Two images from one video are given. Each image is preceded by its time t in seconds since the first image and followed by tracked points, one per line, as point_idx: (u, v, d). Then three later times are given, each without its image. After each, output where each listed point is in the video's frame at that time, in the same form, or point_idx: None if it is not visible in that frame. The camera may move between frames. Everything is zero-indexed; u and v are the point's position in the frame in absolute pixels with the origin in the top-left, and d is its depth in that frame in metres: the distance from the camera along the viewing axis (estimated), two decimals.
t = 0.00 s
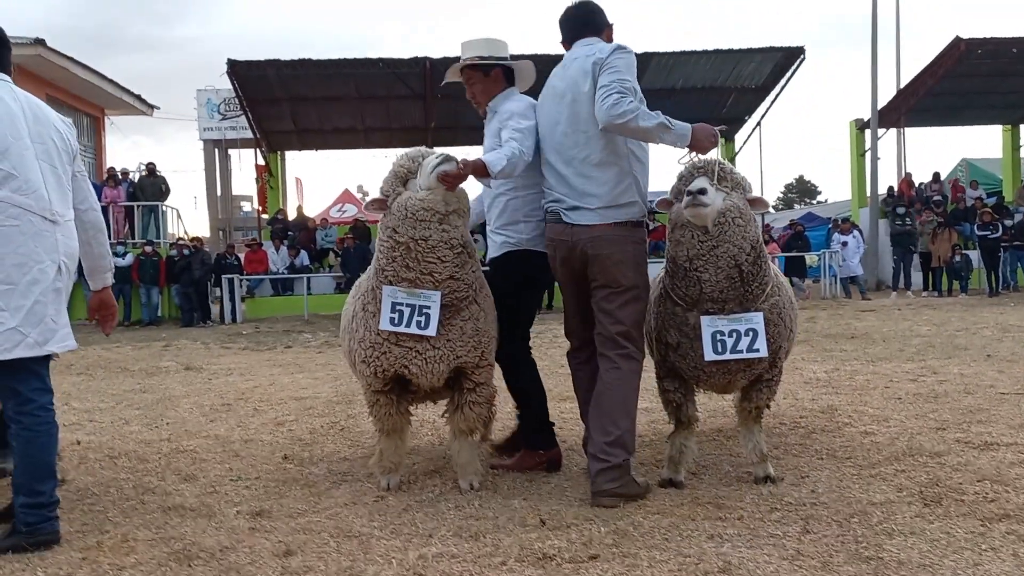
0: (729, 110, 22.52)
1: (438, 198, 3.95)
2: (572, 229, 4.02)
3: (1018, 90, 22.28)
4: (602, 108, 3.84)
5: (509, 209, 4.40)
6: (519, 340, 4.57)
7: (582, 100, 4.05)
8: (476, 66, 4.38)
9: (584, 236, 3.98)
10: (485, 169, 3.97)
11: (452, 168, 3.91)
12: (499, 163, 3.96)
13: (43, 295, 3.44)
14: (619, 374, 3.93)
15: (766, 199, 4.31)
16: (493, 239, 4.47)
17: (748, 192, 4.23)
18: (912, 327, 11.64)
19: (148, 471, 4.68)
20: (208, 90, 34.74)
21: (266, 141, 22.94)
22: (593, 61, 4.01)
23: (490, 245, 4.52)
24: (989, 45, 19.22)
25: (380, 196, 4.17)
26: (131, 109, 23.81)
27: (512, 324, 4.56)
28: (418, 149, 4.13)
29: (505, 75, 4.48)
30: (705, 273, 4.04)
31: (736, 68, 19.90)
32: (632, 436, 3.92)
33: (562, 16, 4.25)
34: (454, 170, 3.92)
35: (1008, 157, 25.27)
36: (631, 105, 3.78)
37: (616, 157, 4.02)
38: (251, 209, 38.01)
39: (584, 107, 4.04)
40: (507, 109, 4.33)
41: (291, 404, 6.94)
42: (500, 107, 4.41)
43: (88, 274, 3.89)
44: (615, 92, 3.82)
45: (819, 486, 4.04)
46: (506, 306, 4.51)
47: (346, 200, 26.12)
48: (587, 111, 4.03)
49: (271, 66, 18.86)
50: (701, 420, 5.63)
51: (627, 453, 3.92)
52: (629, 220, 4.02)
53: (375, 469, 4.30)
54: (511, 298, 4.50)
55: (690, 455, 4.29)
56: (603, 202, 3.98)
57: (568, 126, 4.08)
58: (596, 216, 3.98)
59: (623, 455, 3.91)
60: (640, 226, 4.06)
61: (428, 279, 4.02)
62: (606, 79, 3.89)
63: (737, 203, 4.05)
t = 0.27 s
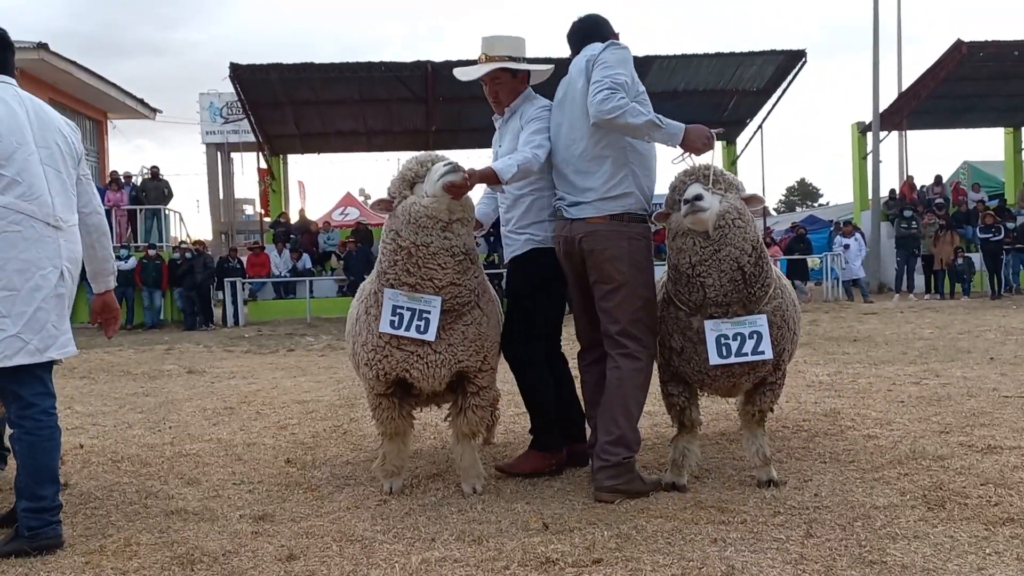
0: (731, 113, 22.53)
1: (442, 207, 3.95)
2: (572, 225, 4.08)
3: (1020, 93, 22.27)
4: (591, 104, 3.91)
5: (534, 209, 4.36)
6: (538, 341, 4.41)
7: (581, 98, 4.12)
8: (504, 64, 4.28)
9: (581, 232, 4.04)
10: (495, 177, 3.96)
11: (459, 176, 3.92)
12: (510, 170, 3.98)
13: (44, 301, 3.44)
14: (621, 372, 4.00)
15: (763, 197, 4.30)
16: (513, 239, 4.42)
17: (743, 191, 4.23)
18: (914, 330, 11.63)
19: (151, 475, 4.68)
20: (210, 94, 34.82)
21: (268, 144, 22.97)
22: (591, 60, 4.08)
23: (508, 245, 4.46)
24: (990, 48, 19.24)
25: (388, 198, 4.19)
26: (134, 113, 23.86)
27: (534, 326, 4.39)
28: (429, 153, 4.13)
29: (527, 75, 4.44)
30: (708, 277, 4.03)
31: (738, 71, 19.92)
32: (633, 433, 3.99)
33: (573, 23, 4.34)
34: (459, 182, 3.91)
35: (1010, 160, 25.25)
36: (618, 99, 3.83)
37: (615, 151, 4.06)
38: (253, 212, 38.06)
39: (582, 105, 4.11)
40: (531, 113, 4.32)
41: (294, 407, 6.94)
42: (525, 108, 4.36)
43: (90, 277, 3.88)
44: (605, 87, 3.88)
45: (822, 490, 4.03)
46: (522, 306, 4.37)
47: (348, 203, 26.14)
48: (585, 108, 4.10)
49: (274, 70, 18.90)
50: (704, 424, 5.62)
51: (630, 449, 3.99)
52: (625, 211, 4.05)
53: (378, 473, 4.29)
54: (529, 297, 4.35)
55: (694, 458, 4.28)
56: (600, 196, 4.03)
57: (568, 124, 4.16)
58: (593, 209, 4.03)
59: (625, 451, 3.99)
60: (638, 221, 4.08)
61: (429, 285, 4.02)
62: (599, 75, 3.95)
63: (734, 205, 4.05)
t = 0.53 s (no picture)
0: (731, 116, 22.55)
1: (447, 214, 3.95)
2: (584, 230, 4.10)
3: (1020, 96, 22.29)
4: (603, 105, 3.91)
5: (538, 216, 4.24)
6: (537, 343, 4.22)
7: (592, 100, 4.14)
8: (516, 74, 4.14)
9: (593, 237, 4.06)
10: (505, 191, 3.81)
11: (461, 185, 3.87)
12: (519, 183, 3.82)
13: (45, 304, 3.44)
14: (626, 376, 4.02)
15: (757, 200, 4.32)
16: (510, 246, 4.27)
17: (737, 194, 4.25)
18: (914, 332, 11.63)
19: (150, 478, 4.68)
20: (211, 96, 34.85)
21: (268, 147, 22.99)
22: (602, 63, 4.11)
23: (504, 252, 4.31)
24: (990, 51, 19.26)
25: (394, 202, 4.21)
26: (134, 115, 23.89)
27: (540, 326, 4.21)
28: (436, 158, 4.14)
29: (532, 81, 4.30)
30: (706, 282, 4.04)
31: (738, 74, 19.94)
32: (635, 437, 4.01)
33: (586, 26, 4.37)
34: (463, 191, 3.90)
35: (1010, 163, 25.25)
36: (631, 100, 3.84)
37: (627, 154, 4.07)
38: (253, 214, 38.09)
39: (593, 108, 4.13)
40: (543, 122, 4.19)
41: (294, 410, 6.93)
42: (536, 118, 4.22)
43: (93, 279, 3.89)
44: (617, 87, 3.88)
45: (822, 493, 4.03)
46: (521, 306, 4.19)
47: (348, 206, 26.16)
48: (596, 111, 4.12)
49: (274, 73, 18.93)
50: (705, 427, 5.62)
51: (630, 454, 4.00)
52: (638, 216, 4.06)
53: (378, 476, 4.29)
54: (531, 297, 4.18)
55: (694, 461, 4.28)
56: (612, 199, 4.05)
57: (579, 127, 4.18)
58: (605, 213, 4.05)
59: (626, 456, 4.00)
60: (650, 225, 4.09)
61: (432, 289, 4.02)
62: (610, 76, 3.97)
63: (730, 208, 4.06)
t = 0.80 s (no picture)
0: (730, 121, 22.58)
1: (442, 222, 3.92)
2: (588, 238, 4.15)
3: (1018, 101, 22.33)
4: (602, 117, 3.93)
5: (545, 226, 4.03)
6: (529, 351, 4.08)
7: (592, 109, 4.19)
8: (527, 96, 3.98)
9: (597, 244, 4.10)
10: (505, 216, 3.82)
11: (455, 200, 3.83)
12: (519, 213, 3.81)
13: (44, 309, 3.44)
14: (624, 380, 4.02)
15: (752, 207, 4.33)
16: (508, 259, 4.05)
17: (734, 202, 4.26)
18: (913, 337, 11.64)
19: (148, 482, 4.67)
20: (210, 101, 34.88)
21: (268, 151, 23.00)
22: (599, 71, 4.15)
23: (497, 265, 4.10)
24: (988, 56, 19.29)
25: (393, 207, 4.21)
26: (134, 120, 23.90)
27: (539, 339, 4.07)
28: (436, 164, 4.13)
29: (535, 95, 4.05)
30: (702, 288, 4.03)
31: (736, 79, 19.97)
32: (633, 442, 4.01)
33: (582, 34, 4.40)
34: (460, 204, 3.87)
35: (1009, 168, 25.28)
36: (630, 110, 3.85)
37: (628, 161, 4.11)
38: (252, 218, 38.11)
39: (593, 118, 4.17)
40: (552, 143, 3.97)
41: (292, 414, 6.92)
42: (544, 138, 3.97)
43: (88, 285, 3.91)
44: (615, 98, 3.91)
45: (821, 498, 4.03)
46: (520, 315, 4.07)
47: (347, 210, 26.16)
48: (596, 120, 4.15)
49: (274, 77, 18.93)
50: (703, 432, 5.62)
51: (629, 458, 4.00)
52: (641, 221, 4.08)
53: (377, 482, 4.28)
54: (531, 306, 4.04)
55: (692, 466, 4.28)
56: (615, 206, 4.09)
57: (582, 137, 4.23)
58: (610, 221, 4.09)
59: (625, 460, 4.00)
60: (652, 231, 4.10)
61: (429, 295, 4.01)
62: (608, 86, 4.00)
63: (725, 215, 4.07)
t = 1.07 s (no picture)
0: (727, 123, 22.60)
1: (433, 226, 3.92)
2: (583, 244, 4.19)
3: (1015, 103, 22.37)
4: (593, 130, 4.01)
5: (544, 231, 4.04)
6: (530, 356, 4.03)
7: (582, 120, 4.25)
8: (515, 125, 3.84)
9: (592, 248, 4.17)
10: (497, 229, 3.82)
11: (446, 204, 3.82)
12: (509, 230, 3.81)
13: (41, 313, 3.44)
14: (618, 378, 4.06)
15: (748, 210, 4.34)
16: (507, 267, 4.02)
17: (727, 206, 4.27)
18: (910, 339, 11.65)
19: (144, 486, 4.67)
20: (207, 103, 34.87)
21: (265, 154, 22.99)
22: (588, 83, 4.23)
23: (497, 271, 4.05)
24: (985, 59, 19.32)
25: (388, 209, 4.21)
26: (131, 122, 23.89)
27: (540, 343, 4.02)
28: (433, 168, 4.12)
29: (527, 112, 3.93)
30: (694, 291, 4.05)
31: (733, 81, 19.99)
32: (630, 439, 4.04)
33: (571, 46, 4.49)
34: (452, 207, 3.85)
35: (1005, 170, 25.32)
36: (620, 121, 3.92)
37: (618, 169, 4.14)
38: (249, 221, 38.09)
39: (585, 129, 4.24)
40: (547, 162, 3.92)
41: (289, 418, 6.91)
42: (539, 158, 3.91)
43: (82, 287, 3.92)
44: (604, 110, 3.97)
45: (816, 501, 4.03)
46: (521, 320, 4.00)
47: (344, 212, 26.15)
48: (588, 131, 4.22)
49: (271, 79, 18.93)
50: (700, 434, 5.62)
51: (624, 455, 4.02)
52: (634, 228, 4.17)
53: (373, 485, 4.28)
54: (534, 312, 3.99)
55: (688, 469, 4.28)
56: (607, 214, 4.14)
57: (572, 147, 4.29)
58: (602, 229, 4.14)
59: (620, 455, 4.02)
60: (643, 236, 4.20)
61: (422, 298, 4.02)
62: (598, 99, 4.07)
63: (718, 219, 4.09)
